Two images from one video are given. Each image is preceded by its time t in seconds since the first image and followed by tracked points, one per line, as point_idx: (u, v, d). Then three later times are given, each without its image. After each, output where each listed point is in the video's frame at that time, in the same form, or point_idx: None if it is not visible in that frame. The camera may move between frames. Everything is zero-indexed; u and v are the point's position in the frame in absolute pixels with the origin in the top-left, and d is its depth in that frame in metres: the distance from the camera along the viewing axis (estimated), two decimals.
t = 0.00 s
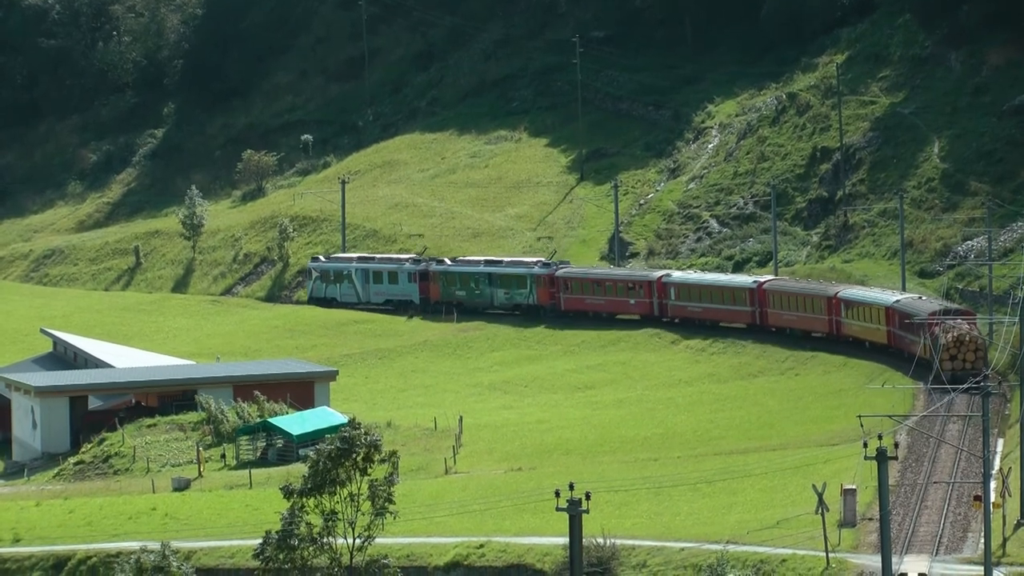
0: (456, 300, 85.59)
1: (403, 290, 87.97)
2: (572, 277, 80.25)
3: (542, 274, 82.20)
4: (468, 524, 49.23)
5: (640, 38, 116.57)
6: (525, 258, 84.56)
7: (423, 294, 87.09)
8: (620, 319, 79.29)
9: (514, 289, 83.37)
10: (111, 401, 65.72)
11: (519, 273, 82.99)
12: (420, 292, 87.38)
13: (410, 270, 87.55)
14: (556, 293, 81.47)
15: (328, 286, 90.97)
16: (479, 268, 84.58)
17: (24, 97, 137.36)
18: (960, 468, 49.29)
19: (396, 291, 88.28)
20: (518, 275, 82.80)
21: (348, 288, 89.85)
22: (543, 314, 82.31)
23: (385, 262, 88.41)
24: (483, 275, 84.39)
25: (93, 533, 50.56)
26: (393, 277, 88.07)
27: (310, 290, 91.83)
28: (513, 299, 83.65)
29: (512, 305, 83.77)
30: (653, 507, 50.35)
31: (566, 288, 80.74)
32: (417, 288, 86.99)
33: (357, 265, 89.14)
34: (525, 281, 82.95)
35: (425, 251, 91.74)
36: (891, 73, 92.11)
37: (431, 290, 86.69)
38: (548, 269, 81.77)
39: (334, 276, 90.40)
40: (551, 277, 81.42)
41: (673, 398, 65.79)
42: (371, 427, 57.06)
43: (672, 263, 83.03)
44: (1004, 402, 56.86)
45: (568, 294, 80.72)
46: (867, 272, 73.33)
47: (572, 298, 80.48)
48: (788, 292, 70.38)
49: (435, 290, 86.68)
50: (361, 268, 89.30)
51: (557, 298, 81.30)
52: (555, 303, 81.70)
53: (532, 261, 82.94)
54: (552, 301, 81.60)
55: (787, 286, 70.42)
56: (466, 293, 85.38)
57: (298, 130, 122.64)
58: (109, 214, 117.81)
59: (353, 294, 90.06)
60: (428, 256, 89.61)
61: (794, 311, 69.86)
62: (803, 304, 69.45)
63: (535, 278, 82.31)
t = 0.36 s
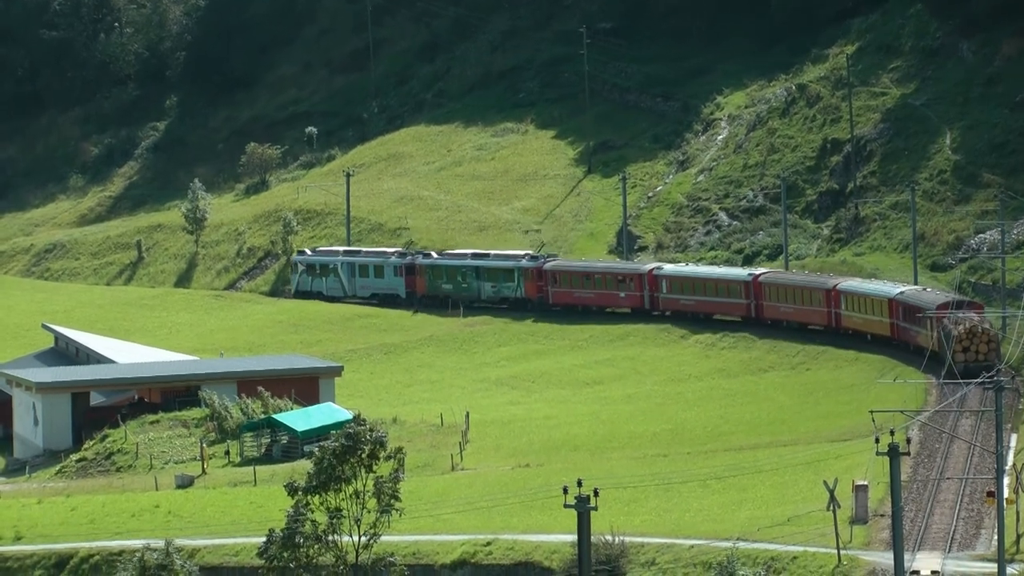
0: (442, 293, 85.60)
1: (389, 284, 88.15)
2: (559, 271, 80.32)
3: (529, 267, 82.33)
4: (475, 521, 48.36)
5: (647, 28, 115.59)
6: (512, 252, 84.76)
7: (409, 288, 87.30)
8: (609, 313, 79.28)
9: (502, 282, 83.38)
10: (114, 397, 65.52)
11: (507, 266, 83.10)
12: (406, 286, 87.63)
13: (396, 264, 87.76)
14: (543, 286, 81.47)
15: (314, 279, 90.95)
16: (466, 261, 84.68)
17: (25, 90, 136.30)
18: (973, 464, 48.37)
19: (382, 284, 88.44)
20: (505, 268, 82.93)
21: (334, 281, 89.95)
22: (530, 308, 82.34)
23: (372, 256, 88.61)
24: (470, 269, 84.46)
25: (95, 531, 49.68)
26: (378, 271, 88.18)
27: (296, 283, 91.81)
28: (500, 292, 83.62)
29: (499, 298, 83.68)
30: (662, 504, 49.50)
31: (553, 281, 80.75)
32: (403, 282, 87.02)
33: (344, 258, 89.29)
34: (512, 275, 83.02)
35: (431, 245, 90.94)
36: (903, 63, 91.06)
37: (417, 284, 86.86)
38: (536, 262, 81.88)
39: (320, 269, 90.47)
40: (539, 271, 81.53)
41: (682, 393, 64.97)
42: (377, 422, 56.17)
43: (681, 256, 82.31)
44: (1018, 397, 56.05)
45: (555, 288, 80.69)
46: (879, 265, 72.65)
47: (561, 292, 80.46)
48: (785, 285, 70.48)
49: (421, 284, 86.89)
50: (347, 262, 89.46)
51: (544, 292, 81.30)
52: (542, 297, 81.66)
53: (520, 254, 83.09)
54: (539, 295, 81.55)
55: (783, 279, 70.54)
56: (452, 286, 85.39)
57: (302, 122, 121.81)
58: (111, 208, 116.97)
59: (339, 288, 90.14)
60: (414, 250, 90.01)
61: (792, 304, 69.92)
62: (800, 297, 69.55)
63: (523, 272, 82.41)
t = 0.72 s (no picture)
0: (427, 290, 84.46)
1: (373, 280, 86.83)
2: (548, 267, 79.02)
3: (516, 262, 81.04)
4: (483, 523, 46.61)
5: (656, 18, 113.57)
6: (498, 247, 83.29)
7: (392, 284, 86.00)
8: (598, 310, 77.92)
9: (488, 278, 82.20)
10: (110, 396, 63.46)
11: (493, 262, 81.81)
12: (389, 282, 86.24)
13: (380, 259, 86.27)
14: (530, 282, 80.26)
15: (297, 275, 89.31)
16: (452, 257, 83.31)
17: (21, 81, 134.87)
18: (991, 466, 46.38)
19: (365, 281, 87.01)
20: (492, 263, 81.70)
21: (317, 277, 88.34)
22: (516, 304, 81.25)
23: (355, 251, 87.03)
24: (456, 264, 83.12)
25: (90, 534, 47.90)
26: (362, 267, 86.82)
27: (278, 279, 90.10)
28: (486, 288, 82.44)
29: (486, 295, 82.48)
30: (673, 507, 47.67)
31: (541, 277, 79.47)
32: (387, 278, 85.78)
33: (327, 254, 87.63)
34: (499, 270, 81.83)
35: (434, 240, 89.21)
36: (920, 55, 88.99)
37: (401, 280, 85.58)
38: (523, 257, 80.62)
39: (302, 265, 88.79)
40: (526, 266, 80.23)
41: (694, 393, 63.23)
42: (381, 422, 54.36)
43: (694, 252, 80.86)
44: None
45: (544, 284, 79.40)
46: (895, 262, 71.35)
47: (549, 288, 79.11)
48: (783, 280, 69.08)
49: (405, 280, 85.57)
50: (331, 257, 87.81)
51: (531, 288, 80.10)
52: (529, 293, 80.55)
53: (506, 249, 81.77)
54: (526, 291, 80.38)
55: (782, 274, 69.10)
56: (437, 282, 84.16)
57: (304, 115, 120.13)
58: (106, 203, 115.22)
59: (322, 284, 88.58)
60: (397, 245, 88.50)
61: (791, 300, 68.47)
62: (798, 292, 68.17)
63: (510, 267, 81.19)
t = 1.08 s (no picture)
0: (398, 277, 83.34)
1: (343, 267, 85.68)
2: (520, 253, 77.97)
3: (488, 249, 79.94)
4: (474, 518, 44.85)
5: None
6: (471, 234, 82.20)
7: (363, 271, 84.84)
8: (573, 296, 76.92)
9: (459, 265, 80.95)
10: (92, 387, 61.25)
11: (466, 249, 80.60)
12: (360, 269, 85.15)
13: (350, 246, 85.18)
14: (502, 269, 79.19)
15: (265, 262, 88.68)
16: (423, 243, 82.16)
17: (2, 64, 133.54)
18: (998, 457, 44.55)
19: (335, 268, 85.99)
20: (463, 250, 80.52)
21: (285, 264, 87.50)
22: (488, 291, 80.03)
23: (324, 238, 86.07)
24: (427, 251, 81.96)
25: (71, 530, 46.05)
26: (332, 253, 85.79)
27: (246, 266, 89.60)
28: (457, 275, 81.17)
29: (457, 282, 81.18)
30: (671, 500, 45.93)
31: (514, 263, 78.44)
32: (357, 265, 84.74)
33: (295, 240, 86.72)
34: (470, 257, 80.63)
35: (426, 226, 87.46)
36: (924, 35, 87.11)
37: (371, 267, 84.48)
38: (495, 244, 79.48)
39: (271, 252, 88.11)
40: (498, 253, 79.19)
41: (692, 383, 61.44)
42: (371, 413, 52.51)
43: (693, 238, 79.06)
44: None
45: (517, 270, 78.38)
46: (899, 248, 69.66)
47: (523, 275, 78.08)
48: (765, 265, 68.07)
49: (375, 267, 84.43)
50: (300, 244, 86.81)
51: (504, 275, 79.01)
52: (501, 280, 79.41)
53: (478, 236, 80.65)
54: (498, 278, 79.30)
55: (766, 260, 68.05)
56: (408, 269, 83.05)
57: (291, 98, 118.41)
58: (88, 189, 113.44)
59: (290, 271, 87.68)
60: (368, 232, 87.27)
61: (776, 285, 67.41)
62: (785, 278, 67.05)
63: (482, 254, 80.03)
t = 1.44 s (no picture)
0: (374, 269, 82.08)
1: (318, 260, 84.70)
2: (499, 245, 76.77)
3: (466, 241, 78.76)
4: (472, 518, 43.17)
5: None
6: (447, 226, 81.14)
7: (338, 264, 83.66)
8: (554, 290, 75.73)
9: (436, 257, 79.64)
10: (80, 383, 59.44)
11: (442, 241, 79.37)
12: (336, 262, 84.04)
13: (326, 238, 84.27)
14: (481, 261, 78.02)
15: (239, 255, 87.86)
16: (399, 235, 80.97)
17: None
18: (1009, 455, 42.82)
19: (310, 261, 85.04)
20: (439, 242, 79.29)
21: (260, 256, 86.68)
22: (465, 284, 78.74)
23: (298, 230, 85.69)
24: (404, 243, 80.69)
25: (57, 530, 44.36)
26: (306, 246, 84.95)
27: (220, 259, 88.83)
28: (434, 268, 79.81)
29: (433, 274, 79.86)
30: (675, 499, 44.29)
31: (493, 255, 77.17)
32: (332, 257, 83.62)
33: (270, 232, 86.06)
34: (447, 249, 79.36)
35: (424, 218, 85.83)
36: (934, 23, 85.52)
37: (346, 259, 83.29)
38: (473, 236, 78.29)
39: (245, 244, 87.40)
40: (477, 245, 77.99)
41: (697, 379, 59.78)
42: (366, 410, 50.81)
43: (696, 230, 77.47)
44: None
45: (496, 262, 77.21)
46: (909, 241, 68.14)
47: (503, 267, 76.82)
48: (756, 258, 66.85)
49: (350, 260, 83.26)
50: (274, 236, 86.20)
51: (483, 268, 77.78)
52: (480, 273, 78.16)
53: (455, 228, 79.52)
54: (477, 271, 78.13)
55: (757, 252, 66.76)
56: (384, 262, 81.79)
57: (285, 86, 116.75)
58: (77, 180, 111.73)
59: (264, 263, 86.83)
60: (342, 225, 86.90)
61: (768, 278, 66.17)
62: (776, 270, 65.90)
63: (459, 246, 78.81)
